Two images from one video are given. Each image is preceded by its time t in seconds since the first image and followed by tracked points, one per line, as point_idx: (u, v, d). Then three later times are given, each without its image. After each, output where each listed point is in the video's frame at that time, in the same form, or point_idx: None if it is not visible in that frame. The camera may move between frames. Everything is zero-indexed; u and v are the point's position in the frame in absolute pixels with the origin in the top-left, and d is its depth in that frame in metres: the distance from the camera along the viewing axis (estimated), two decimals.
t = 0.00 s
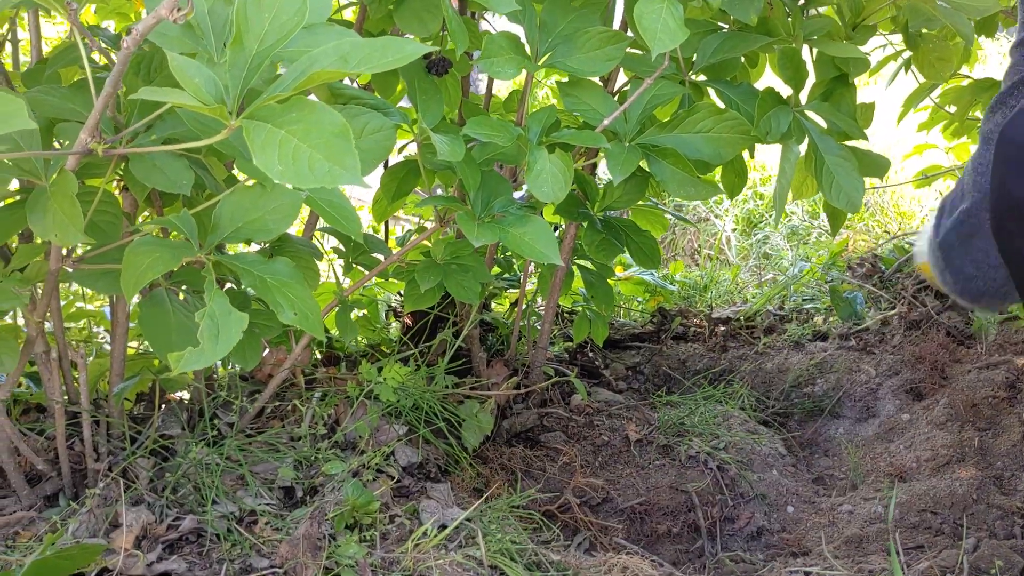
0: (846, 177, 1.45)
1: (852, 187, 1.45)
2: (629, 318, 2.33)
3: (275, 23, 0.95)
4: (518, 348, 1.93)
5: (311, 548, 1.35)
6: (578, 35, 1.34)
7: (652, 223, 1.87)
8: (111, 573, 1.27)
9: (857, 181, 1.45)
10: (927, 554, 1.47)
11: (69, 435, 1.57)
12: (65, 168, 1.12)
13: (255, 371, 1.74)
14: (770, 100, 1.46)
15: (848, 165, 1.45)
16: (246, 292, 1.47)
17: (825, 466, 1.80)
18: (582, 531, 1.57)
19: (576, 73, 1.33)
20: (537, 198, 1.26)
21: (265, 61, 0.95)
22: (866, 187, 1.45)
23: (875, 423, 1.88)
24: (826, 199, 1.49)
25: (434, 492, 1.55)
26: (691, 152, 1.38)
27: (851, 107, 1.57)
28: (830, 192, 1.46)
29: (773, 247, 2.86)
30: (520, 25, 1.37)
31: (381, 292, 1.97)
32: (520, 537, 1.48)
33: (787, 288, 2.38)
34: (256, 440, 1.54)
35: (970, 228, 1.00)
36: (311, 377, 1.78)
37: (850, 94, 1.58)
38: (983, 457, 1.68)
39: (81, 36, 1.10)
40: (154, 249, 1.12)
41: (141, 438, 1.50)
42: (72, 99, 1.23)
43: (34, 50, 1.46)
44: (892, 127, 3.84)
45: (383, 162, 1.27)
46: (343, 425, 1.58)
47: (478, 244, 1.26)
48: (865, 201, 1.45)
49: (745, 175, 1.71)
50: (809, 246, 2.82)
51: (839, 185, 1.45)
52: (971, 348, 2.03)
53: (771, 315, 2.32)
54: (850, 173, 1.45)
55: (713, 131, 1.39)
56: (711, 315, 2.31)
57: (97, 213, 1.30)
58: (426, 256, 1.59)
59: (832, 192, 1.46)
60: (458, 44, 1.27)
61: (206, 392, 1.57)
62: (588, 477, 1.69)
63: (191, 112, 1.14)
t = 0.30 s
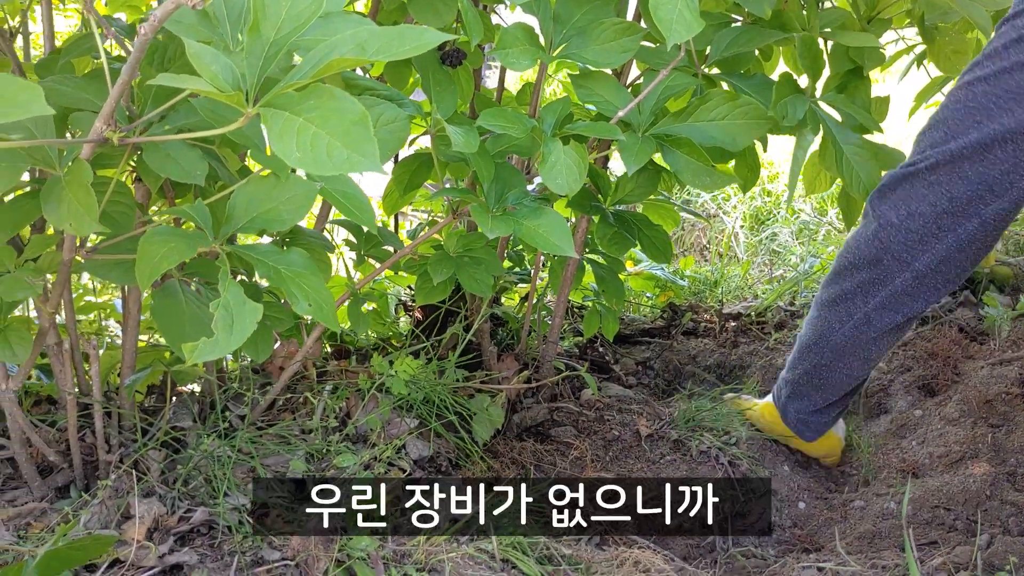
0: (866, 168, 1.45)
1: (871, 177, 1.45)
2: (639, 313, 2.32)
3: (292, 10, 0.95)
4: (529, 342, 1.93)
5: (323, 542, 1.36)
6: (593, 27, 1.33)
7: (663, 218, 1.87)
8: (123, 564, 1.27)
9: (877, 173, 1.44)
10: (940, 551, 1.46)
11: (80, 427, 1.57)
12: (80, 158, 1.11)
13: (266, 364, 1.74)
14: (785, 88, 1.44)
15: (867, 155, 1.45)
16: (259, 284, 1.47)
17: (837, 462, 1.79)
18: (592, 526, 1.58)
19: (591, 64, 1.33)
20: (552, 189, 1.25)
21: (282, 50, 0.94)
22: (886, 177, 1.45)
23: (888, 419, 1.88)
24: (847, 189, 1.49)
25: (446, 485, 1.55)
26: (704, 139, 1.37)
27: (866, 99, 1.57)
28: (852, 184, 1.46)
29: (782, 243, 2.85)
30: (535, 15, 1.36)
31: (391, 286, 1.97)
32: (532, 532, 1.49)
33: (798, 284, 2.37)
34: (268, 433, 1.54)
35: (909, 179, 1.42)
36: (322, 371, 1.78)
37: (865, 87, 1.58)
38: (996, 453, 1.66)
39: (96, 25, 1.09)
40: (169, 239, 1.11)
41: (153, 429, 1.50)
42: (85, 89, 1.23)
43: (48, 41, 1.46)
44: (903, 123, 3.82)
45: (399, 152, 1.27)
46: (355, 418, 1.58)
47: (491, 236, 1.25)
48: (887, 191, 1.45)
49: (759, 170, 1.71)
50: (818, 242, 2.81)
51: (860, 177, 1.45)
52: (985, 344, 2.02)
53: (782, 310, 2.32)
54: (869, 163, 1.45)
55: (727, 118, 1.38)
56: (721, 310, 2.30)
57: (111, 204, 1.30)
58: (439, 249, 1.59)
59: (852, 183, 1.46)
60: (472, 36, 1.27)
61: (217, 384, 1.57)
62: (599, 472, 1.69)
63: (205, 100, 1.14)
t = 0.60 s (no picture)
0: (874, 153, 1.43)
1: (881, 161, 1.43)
2: (647, 310, 2.32)
3: (307, 6, 0.95)
4: (537, 339, 1.93)
5: (334, 538, 1.35)
6: (605, 23, 1.33)
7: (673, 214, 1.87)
8: (135, 559, 1.28)
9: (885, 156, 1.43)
10: (950, 548, 1.45)
11: (92, 422, 1.57)
12: (93, 154, 1.12)
13: (276, 360, 1.74)
14: (794, 84, 1.42)
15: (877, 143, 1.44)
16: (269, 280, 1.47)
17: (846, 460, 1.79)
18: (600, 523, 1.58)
19: (601, 61, 1.32)
20: (563, 185, 1.25)
21: (296, 47, 0.94)
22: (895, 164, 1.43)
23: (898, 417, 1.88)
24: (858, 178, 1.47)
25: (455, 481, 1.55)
26: (717, 138, 1.37)
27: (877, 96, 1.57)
28: (860, 167, 1.44)
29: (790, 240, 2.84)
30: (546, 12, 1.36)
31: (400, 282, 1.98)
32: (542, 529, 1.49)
33: (807, 281, 2.36)
34: (278, 428, 1.55)
35: (925, 147, 1.20)
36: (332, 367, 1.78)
37: (876, 83, 1.58)
38: (1008, 451, 1.65)
39: (111, 22, 1.10)
40: (182, 234, 1.12)
41: (164, 425, 1.50)
42: (98, 85, 1.23)
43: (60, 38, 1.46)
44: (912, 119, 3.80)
45: (411, 148, 1.27)
46: (364, 414, 1.59)
47: (503, 232, 1.25)
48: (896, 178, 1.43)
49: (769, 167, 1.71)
50: (827, 239, 2.80)
51: (868, 160, 1.43)
52: (995, 342, 2.01)
53: (791, 307, 2.31)
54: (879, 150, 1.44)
55: (739, 117, 1.38)
56: (730, 307, 2.30)
57: (123, 200, 1.31)
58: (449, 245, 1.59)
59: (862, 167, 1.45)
60: (483, 32, 1.28)
61: (227, 380, 1.58)
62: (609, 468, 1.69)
63: (218, 96, 1.14)
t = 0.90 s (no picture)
0: (888, 158, 1.42)
1: (894, 168, 1.42)
2: (654, 307, 2.32)
3: None
4: (544, 335, 1.92)
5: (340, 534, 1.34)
6: (611, 16, 1.32)
7: (680, 210, 1.86)
8: (141, 553, 1.28)
9: (899, 161, 1.42)
10: (958, 546, 1.44)
11: (98, 416, 1.57)
12: (99, 148, 1.12)
13: (282, 355, 1.74)
14: (804, 84, 1.44)
15: (889, 147, 1.43)
16: (276, 275, 1.47)
17: (853, 457, 1.78)
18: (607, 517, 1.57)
19: (609, 55, 1.32)
20: (570, 181, 1.25)
21: (303, 40, 0.93)
22: (907, 169, 1.43)
23: (906, 414, 1.87)
24: (866, 182, 1.46)
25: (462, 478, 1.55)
26: (724, 134, 1.36)
27: (886, 91, 1.56)
28: (871, 174, 1.44)
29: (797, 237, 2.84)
30: (554, 6, 1.35)
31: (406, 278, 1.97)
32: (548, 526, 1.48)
33: (814, 278, 2.35)
34: (284, 424, 1.55)
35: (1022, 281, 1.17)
36: (337, 362, 1.78)
37: (886, 78, 1.56)
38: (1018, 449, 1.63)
39: (117, 15, 1.09)
40: (188, 228, 1.11)
41: (170, 419, 1.50)
42: (105, 79, 1.23)
43: (66, 32, 1.46)
44: (920, 116, 3.79)
45: (417, 142, 1.27)
46: (370, 410, 1.58)
47: (509, 226, 1.24)
48: (907, 183, 1.43)
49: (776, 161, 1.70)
50: (834, 236, 2.79)
51: (881, 166, 1.42)
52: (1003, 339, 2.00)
53: (798, 304, 2.31)
54: (892, 156, 1.42)
55: (747, 113, 1.36)
56: (737, 304, 2.29)
57: (130, 194, 1.31)
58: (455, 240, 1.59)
59: (873, 172, 1.43)
60: (490, 26, 1.27)
61: (233, 374, 1.57)
62: (616, 466, 1.69)
63: (224, 91, 1.14)
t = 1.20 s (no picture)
0: (892, 156, 1.42)
1: (897, 166, 1.41)
2: (659, 303, 2.32)
3: None
4: (549, 330, 1.92)
5: (346, 525, 1.34)
6: (619, 11, 1.32)
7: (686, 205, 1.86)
8: (148, 546, 1.29)
9: (903, 159, 1.41)
10: (964, 542, 1.44)
11: (104, 409, 1.58)
12: (107, 140, 1.12)
13: (288, 349, 1.74)
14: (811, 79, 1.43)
15: (894, 145, 1.43)
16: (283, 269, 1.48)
17: (859, 453, 1.78)
18: (613, 511, 1.57)
19: (616, 49, 1.32)
20: (576, 174, 1.24)
21: (311, 32, 0.93)
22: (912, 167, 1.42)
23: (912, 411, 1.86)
24: (871, 180, 1.45)
25: (467, 472, 1.55)
26: (731, 129, 1.36)
27: (894, 86, 1.56)
28: (875, 172, 1.43)
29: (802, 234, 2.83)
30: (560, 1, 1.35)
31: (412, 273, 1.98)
32: (553, 517, 1.47)
33: (820, 274, 2.35)
34: (290, 417, 1.55)
35: None
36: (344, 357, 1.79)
37: (893, 73, 1.56)
38: None
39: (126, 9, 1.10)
40: (196, 221, 1.12)
41: (176, 413, 1.51)
42: (113, 72, 1.24)
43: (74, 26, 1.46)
44: (927, 113, 3.78)
45: (425, 136, 1.27)
46: (376, 404, 1.59)
47: (516, 220, 1.24)
48: (912, 181, 1.41)
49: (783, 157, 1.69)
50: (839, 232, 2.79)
51: (886, 163, 1.42)
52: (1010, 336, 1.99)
53: (804, 300, 2.31)
54: (895, 154, 1.42)
55: (753, 109, 1.36)
56: (743, 300, 2.29)
57: (137, 187, 1.31)
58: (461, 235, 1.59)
59: (877, 170, 1.43)
60: (497, 20, 1.27)
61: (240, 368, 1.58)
62: (621, 460, 1.68)
63: (232, 84, 1.14)
